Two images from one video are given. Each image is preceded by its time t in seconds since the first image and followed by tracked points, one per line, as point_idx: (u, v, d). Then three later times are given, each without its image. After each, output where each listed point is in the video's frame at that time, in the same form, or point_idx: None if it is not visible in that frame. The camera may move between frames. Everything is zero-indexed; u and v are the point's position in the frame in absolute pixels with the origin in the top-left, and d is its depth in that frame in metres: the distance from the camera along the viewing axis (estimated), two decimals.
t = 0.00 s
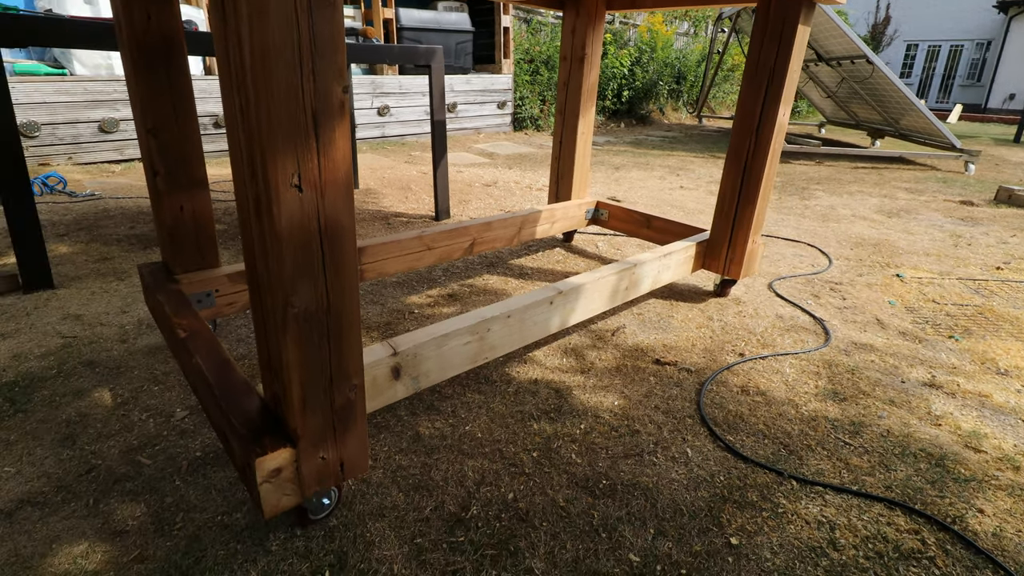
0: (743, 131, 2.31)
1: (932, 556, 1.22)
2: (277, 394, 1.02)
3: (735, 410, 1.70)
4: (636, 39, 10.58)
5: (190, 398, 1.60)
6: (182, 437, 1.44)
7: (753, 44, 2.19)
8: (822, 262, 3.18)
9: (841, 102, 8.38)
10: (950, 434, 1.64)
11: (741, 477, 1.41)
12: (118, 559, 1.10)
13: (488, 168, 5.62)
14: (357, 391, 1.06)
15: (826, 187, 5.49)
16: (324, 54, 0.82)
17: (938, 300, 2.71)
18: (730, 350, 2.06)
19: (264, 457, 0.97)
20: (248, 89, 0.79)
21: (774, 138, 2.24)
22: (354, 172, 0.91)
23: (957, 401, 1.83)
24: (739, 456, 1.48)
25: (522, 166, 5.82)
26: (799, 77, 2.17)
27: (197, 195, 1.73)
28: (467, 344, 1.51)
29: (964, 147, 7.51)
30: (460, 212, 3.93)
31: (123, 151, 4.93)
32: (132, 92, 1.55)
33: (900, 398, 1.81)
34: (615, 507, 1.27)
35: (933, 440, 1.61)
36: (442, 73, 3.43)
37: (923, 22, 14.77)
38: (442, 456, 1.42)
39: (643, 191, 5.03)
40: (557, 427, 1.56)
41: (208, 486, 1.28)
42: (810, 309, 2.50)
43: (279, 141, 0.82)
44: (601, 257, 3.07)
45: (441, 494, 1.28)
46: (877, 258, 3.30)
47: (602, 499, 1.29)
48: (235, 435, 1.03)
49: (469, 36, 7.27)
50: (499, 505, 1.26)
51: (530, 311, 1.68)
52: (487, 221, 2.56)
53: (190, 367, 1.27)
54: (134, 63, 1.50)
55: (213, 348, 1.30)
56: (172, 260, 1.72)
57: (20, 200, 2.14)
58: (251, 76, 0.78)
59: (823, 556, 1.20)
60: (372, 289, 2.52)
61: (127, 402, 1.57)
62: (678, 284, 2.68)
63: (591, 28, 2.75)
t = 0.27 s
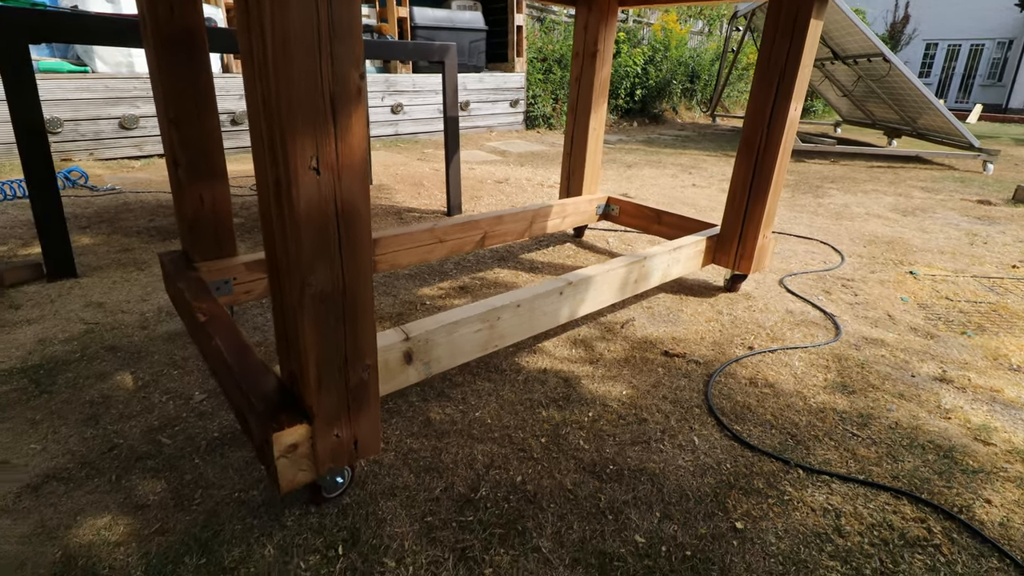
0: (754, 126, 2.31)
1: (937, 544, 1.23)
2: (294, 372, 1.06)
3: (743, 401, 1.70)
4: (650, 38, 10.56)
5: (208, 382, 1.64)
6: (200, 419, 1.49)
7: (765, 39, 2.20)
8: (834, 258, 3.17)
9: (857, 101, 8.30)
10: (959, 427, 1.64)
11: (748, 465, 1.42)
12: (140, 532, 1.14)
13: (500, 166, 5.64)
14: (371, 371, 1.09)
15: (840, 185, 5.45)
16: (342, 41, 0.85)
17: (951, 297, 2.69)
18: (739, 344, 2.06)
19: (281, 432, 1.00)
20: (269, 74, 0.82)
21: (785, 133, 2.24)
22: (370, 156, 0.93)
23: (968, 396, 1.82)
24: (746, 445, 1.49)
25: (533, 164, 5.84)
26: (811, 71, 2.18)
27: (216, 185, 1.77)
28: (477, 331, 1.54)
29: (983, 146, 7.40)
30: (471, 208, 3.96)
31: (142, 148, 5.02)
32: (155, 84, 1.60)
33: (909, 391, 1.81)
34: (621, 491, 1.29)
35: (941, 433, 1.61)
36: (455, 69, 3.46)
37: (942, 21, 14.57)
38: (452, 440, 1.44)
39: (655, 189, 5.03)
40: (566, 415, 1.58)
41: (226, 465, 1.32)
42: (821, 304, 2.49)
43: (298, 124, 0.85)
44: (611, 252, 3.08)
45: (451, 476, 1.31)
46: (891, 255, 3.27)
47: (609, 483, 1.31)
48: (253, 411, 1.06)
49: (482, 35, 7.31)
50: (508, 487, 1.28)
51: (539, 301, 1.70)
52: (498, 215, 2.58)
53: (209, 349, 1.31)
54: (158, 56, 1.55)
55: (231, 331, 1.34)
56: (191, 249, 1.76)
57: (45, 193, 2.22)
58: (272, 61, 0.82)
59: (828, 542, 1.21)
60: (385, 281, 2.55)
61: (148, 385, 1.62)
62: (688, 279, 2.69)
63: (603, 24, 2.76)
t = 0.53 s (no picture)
0: (763, 124, 2.33)
1: (943, 534, 1.24)
2: (313, 360, 1.08)
3: (751, 394, 1.72)
4: (657, 38, 10.56)
5: (225, 373, 1.68)
6: (218, 408, 1.53)
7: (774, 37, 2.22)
8: (842, 257, 3.17)
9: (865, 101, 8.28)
10: (966, 422, 1.65)
11: (756, 457, 1.44)
12: (162, 514, 1.17)
13: (508, 164, 5.67)
14: (388, 358, 1.12)
15: (848, 185, 5.44)
16: (364, 35, 0.88)
17: (959, 295, 2.69)
18: (747, 339, 2.08)
19: (301, 418, 1.03)
20: (294, 68, 0.85)
21: (793, 131, 2.26)
22: (389, 148, 0.96)
23: (975, 392, 1.83)
24: (754, 438, 1.51)
25: (541, 163, 5.86)
26: (820, 69, 2.19)
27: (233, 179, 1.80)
28: (489, 324, 1.57)
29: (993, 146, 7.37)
30: (480, 206, 3.99)
31: (154, 145, 5.08)
32: (175, 80, 1.64)
33: (916, 387, 1.82)
34: (631, 480, 1.31)
35: (948, 427, 1.62)
36: (465, 68, 3.49)
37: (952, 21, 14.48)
38: (464, 430, 1.47)
39: (662, 188, 5.05)
40: (575, 406, 1.60)
41: (244, 452, 1.36)
42: (828, 302, 2.50)
43: (321, 116, 0.88)
44: (619, 250, 3.10)
45: (464, 464, 1.34)
46: (899, 254, 3.27)
47: (619, 472, 1.33)
48: (274, 398, 1.09)
49: (490, 34, 7.34)
50: (519, 475, 1.31)
51: (550, 295, 1.73)
52: (508, 211, 2.61)
53: (228, 339, 1.35)
54: (179, 52, 1.58)
55: (249, 321, 1.37)
56: (208, 242, 1.80)
57: (65, 189, 2.27)
58: (297, 55, 0.84)
59: (835, 531, 1.23)
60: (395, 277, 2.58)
61: (166, 375, 1.66)
62: (696, 276, 2.70)
63: (613, 22, 2.78)
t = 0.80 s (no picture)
0: (770, 120, 2.33)
1: (951, 523, 1.25)
2: (329, 348, 1.10)
3: (758, 387, 1.73)
4: (662, 37, 10.56)
5: (237, 365, 1.70)
6: (231, 398, 1.55)
7: (782, 34, 2.23)
8: (848, 254, 3.17)
9: (871, 99, 8.26)
10: (973, 415, 1.66)
11: (764, 448, 1.45)
12: (178, 501, 1.18)
13: (512, 163, 5.68)
14: (401, 347, 1.14)
15: (854, 183, 5.44)
16: (382, 28, 0.90)
17: (966, 292, 2.69)
18: (754, 334, 2.08)
19: (317, 404, 1.05)
20: (314, 58, 0.87)
21: (801, 126, 2.26)
22: (406, 138, 0.98)
23: (982, 385, 1.84)
24: (762, 429, 1.52)
25: (546, 161, 5.87)
26: (827, 65, 2.20)
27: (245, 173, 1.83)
28: (499, 316, 1.58)
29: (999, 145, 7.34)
30: (485, 203, 4.00)
31: (162, 143, 5.11)
32: (190, 75, 1.66)
33: (923, 381, 1.83)
34: (640, 470, 1.32)
35: (955, 420, 1.63)
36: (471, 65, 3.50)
37: (958, 19, 14.43)
38: (474, 421, 1.48)
39: (667, 186, 5.05)
40: (584, 398, 1.61)
41: (258, 441, 1.38)
42: (835, 298, 2.50)
43: (341, 106, 0.90)
44: (625, 246, 3.11)
45: (474, 453, 1.35)
46: (905, 251, 3.27)
47: (628, 461, 1.35)
48: (290, 385, 1.12)
49: (495, 33, 7.36)
50: (530, 465, 1.32)
51: (558, 288, 1.74)
52: (515, 207, 2.63)
53: (243, 329, 1.38)
54: (194, 47, 1.60)
55: (263, 312, 1.40)
56: (221, 235, 1.82)
57: (77, 185, 2.30)
58: (318, 46, 0.86)
59: (843, 521, 1.24)
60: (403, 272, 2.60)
61: (179, 367, 1.68)
62: (703, 272, 2.71)
63: (620, 20, 2.80)
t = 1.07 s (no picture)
0: (774, 118, 2.33)
1: (954, 519, 1.26)
2: (336, 343, 1.11)
3: (761, 384, 1.73)
4: (664, 36, 10.57)
5: (243, 361, 1.71)
6: (237, 394, 1.56)
7: (785, 33, 2.23)
8: (850, 252, 3.18)
9: (873, 98, 8.25)
10: (976, 412, 1.66)
11: (767, 444, 1.45)
12: (185, 495, 1.19)
13: (515, 162, 5.69)
14: (408, 342, 1.14)
15: (857, 182, 5.44)
16: (391, 24, 0.91)
17: (969, 290, 2.69)
18: (757, 331, 2.09)
19: (325, 398, 1.06)
20: (324, 54, 0.88)
21: (804, 125, 2.27)
22: (413, 134, 0.99)
23: (985, 382, 1.84)
24: (766, 426, 1.53)
25: (548, 160, 5.88)
26: (831, 64, 2.20)
27: (251, 171, 1.84)
28: (504, 313, 1.59)
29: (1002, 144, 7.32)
30: (488, 202, 4.01)
31: (165, 142, 5.13)
32: (197, 73, 1.67)
33: (926, 378, 1.84)
34: (645, 465, 1.33)
35: (958, 416, 1.63)
36: (475, 64, 3.51)
37: (961, 19, 14.41)
38: (479, 416, 1.49)
39: (670, 185, 5.06)
40: (588, 395, 1.62)
41: (264, 436, 1.38)
42: (838, 296, 2.51)
43: (350, 102, 0.91)
44: (628, 245, 3.12)
45: (479, 449, 1.36)
46: (908, 250, 3.27)
47: (632, 456, 1.35)
48: (297, 380, 1.13)
49: (497, 32, 7.37)
50: (535, 460, 1.33)
51: (563, 285, 1.75)
52: (519, 205, 2.63)
53: (250, 325, 1.39)
54: (201, 46, 1.61)
55: (270, 308, 1.41)
56: (227, 232, 1.83)
57: (83, 184, 2.31)
58: (328, 41, 0.87)
59: (846, 516, 1.24)
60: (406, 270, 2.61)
61: (185, 363, 1.69)
62: (706, 270, 2.71)
63: (623, 18, 2.80)
